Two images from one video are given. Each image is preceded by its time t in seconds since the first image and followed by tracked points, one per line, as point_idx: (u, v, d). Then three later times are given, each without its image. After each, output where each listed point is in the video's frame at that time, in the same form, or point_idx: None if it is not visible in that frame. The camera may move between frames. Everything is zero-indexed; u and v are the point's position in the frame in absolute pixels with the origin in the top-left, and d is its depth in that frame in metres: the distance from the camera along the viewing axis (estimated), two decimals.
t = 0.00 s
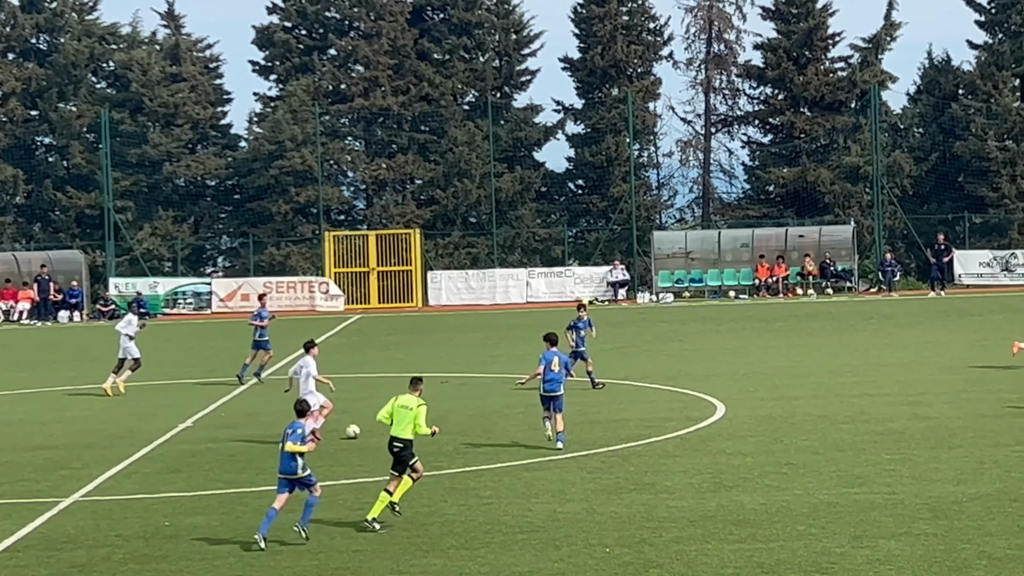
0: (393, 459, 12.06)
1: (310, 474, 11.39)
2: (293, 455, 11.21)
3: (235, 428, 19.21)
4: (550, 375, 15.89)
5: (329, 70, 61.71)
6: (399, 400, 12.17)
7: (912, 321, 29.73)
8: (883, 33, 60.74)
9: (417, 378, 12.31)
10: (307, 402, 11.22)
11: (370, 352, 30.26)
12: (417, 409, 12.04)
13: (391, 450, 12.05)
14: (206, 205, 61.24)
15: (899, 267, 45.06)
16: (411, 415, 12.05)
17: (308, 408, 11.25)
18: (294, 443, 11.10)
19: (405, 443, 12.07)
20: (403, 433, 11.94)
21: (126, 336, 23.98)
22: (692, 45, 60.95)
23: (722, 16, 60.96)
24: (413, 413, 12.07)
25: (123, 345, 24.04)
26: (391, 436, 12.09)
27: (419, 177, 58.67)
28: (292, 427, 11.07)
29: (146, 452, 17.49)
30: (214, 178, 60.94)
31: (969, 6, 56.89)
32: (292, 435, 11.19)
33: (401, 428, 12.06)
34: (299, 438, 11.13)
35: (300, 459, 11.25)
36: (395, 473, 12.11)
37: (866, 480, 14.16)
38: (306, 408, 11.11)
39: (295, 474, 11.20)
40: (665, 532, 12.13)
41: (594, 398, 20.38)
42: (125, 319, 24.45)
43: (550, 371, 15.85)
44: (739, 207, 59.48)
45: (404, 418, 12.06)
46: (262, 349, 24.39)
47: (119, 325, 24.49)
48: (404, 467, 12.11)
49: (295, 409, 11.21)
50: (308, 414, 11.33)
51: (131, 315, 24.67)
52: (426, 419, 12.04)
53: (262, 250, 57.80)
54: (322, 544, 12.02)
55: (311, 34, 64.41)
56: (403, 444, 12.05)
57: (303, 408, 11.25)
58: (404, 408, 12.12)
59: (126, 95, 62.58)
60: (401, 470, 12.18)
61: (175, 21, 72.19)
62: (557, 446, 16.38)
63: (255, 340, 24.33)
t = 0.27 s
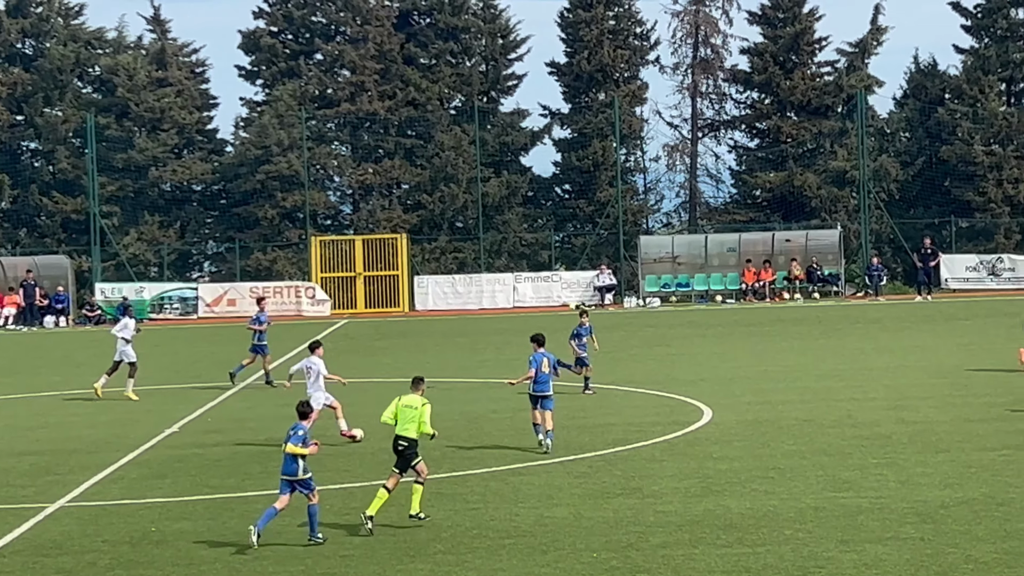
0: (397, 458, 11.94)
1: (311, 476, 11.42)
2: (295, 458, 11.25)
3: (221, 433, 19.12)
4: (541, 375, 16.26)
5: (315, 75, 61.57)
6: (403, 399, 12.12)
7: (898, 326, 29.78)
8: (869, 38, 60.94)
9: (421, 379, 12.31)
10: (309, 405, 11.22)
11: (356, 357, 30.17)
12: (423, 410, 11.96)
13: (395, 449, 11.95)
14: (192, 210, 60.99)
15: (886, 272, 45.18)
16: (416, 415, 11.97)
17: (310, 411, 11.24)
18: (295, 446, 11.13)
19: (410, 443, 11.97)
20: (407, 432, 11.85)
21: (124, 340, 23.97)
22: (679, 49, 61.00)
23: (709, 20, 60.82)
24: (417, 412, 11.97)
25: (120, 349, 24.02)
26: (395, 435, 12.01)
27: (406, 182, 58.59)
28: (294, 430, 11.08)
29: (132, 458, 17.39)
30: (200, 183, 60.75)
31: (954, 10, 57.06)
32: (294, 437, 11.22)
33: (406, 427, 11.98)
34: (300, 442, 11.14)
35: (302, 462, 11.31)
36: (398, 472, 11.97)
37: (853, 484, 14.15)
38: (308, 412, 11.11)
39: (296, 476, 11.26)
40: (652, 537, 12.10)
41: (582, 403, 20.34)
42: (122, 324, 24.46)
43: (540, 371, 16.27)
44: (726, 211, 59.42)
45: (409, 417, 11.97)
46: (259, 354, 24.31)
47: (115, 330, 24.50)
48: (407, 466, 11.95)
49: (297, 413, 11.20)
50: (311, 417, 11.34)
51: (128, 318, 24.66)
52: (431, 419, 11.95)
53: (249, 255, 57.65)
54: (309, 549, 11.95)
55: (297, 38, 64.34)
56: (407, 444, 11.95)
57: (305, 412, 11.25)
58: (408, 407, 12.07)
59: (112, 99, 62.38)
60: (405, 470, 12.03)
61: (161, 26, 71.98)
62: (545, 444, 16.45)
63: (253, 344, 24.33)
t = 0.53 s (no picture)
0: (405, 461, 11.99)
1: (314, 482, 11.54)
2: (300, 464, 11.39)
3: (209, 438, 19.03)
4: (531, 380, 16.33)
5: (303, 80, 61.48)
6: (409, 403, 12.17)
7: (885, 330, 29.83)
8: (857, 42, 61.09)
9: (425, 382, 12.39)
10: (311, 412, 11.33)
11: (345, 362, 30.08)
12: (428, 411, 12.02)
13: (403, 452, 12.00)
14: (180, 215, 60.85)
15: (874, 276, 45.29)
16: (421, 417, 12.02)
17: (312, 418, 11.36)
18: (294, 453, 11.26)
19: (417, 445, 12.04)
20: (412, 434, 11.90)
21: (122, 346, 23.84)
22: (667, 53, 61.04)
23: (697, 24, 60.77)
24: (422, 414, 12.03)
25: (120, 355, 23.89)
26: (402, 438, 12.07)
27: (394, 186, 58.54)
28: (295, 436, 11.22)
29: (120, 462, 17.31)
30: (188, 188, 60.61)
31: (942, 15, 57.19)
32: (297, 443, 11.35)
33: (411, 430, 12.03)
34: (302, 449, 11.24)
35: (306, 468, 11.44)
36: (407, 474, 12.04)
37: (841, 489, 14.15)
38: (308, 418, 11.22)
39: (299, 482, 11.41)
40: (640, 541, 12.07)
41: (569, 408, 20.28)
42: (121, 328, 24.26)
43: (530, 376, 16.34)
44: (714, 216, 59.56)
45: (414, 419, 12.02)
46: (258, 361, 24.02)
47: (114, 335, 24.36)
48: (415, 468, 12.00)
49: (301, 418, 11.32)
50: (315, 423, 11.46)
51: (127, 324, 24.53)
52: (437, 419, 12.00)
53: (237, 260, 57.55)
54: (297, 554, 11.90)
55: (285, 43, 64.26)
56: (415, 446, 11.99)
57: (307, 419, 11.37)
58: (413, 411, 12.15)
59: (100, 104, 62.19)
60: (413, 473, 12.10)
61: (148, 30, 71.78)
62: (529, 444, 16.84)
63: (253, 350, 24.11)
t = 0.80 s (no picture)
0: (412, 468, 12.13)
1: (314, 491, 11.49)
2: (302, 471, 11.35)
3: (197, 443, 18.97)
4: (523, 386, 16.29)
5: (292, 84, 61.33)
6: (412, 411, 12.29)
7: (874, 333, 29.90)
8: (846, 46, 61.20)
9: (427, 391, 12.52)
10: (316, 420, 11.38)
11: (334, 366, 30.02)
12: (431, 417, 12.18)
13: (410, 460, 12.13)
14: (168, 219, 60.68)
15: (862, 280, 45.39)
16: (424, 425, 12.19)
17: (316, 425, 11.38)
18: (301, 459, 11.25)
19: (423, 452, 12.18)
20: (418, 440, 12.07)
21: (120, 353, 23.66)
22: (655, 57, 61.05)
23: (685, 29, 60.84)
24: (426, 421, 12.21)
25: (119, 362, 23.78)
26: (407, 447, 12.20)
27: (382, 191, 58.46)
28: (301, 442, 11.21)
29: (108, 467, 17.22)
30: (176, 192, 60.44)
31: (930, 18, 57.30)
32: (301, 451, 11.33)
33: (416, 438, 12.17)
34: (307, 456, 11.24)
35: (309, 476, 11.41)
36: (415, 482, 12.18)
37: (830, 493, 14.16)
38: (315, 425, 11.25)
39: (302, 490, 11.36)
40: (629, 545, 12.05)
41: (559, 412, 20.26)
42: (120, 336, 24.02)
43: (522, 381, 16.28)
44: (703, 220, 59.60)
45: (418, 426, 12.18)
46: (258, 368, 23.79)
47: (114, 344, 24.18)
48: (423, 475, 12.15)
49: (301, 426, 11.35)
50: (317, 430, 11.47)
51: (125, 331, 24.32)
52: (440, 425, 12.15)
53: (225, 264, 57.42)
54: (286, 559, 11.85)
55: (274, 47, 64.13)
56: (422, 453, 12.12)
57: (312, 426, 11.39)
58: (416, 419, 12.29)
59: (88, 109, 61.98)
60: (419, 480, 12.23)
61: (136, 35, 71.61)
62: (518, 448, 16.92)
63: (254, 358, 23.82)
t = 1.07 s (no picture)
0: (420, 477, 12.18)
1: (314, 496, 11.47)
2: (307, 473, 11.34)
3: (186, 448, 18.89)
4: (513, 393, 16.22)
5: (281, 88, 61.22)
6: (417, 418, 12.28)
7: (863, 337, 29.95)
8: (836, 50, 61.31)
9: (432, 395, 12.49)
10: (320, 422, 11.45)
11: (323, 371, 29.95)
12: (432, 424, 12.18)
13: (417, 469, 12.17)
14: (158, 224, 60.49)
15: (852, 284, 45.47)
16: (427, 431, 12.18)
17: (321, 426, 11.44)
18: (309, 459, 11.27)
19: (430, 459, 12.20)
20: (421, 450, 12.10)
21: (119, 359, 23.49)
22: (645, 61, 61.13)
23: (675, 32, 60.90)
24: (428, 427, 12.19)
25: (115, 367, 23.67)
26: (413, 455, 12.23)
27: (372, 195, 58.40)
28: (309, 442, 11.24)
29: (97, 472, 17.15)
30: (166, 197, 60.28)
31: (920, 23, 57.45)
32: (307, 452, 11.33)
33: (420, 446, 12.18)
34: (314, 455, 11.29)
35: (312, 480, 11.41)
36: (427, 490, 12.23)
37: (820, 497, 14.16)
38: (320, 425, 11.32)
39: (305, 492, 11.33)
40: (618, 550, 12.03)
41: (549, 416, 20.23)
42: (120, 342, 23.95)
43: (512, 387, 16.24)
44: (692, 224, 59.67)
45: (421, 434, 12.18)
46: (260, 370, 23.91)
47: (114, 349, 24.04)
48: (431, 483, 12.19)
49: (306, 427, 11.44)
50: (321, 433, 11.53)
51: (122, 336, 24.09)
52: (442, 432, 12.11)
53: (214, 269, 57.30)
54: (275, 564, 11.79)
55: (263, 51, 64.03)
56: (428, 461, 12.17)
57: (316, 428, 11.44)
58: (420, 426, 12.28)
59: (77, 113, 61.81)
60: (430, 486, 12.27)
61: (125, 39, 71.49)
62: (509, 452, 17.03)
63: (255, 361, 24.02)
